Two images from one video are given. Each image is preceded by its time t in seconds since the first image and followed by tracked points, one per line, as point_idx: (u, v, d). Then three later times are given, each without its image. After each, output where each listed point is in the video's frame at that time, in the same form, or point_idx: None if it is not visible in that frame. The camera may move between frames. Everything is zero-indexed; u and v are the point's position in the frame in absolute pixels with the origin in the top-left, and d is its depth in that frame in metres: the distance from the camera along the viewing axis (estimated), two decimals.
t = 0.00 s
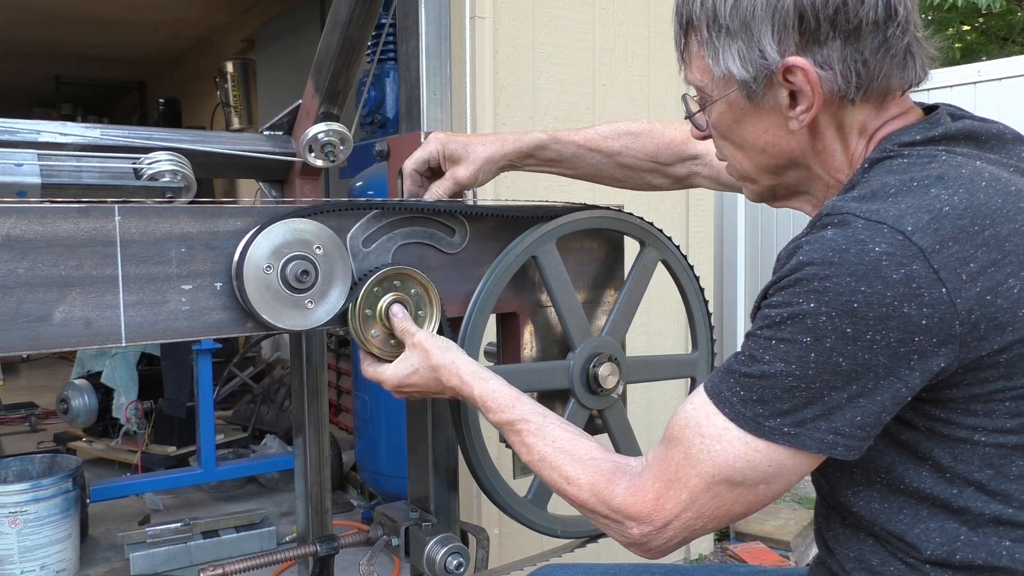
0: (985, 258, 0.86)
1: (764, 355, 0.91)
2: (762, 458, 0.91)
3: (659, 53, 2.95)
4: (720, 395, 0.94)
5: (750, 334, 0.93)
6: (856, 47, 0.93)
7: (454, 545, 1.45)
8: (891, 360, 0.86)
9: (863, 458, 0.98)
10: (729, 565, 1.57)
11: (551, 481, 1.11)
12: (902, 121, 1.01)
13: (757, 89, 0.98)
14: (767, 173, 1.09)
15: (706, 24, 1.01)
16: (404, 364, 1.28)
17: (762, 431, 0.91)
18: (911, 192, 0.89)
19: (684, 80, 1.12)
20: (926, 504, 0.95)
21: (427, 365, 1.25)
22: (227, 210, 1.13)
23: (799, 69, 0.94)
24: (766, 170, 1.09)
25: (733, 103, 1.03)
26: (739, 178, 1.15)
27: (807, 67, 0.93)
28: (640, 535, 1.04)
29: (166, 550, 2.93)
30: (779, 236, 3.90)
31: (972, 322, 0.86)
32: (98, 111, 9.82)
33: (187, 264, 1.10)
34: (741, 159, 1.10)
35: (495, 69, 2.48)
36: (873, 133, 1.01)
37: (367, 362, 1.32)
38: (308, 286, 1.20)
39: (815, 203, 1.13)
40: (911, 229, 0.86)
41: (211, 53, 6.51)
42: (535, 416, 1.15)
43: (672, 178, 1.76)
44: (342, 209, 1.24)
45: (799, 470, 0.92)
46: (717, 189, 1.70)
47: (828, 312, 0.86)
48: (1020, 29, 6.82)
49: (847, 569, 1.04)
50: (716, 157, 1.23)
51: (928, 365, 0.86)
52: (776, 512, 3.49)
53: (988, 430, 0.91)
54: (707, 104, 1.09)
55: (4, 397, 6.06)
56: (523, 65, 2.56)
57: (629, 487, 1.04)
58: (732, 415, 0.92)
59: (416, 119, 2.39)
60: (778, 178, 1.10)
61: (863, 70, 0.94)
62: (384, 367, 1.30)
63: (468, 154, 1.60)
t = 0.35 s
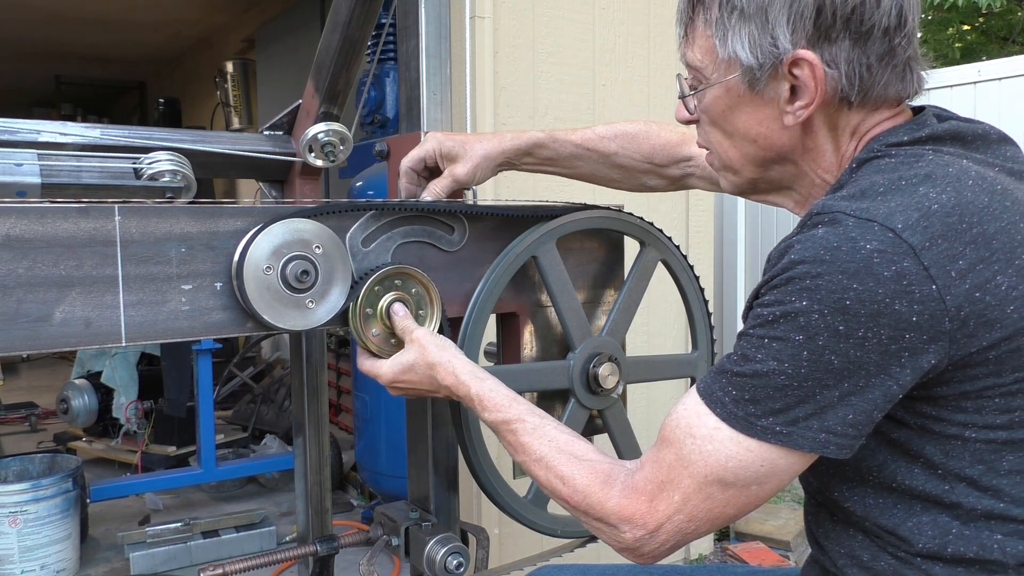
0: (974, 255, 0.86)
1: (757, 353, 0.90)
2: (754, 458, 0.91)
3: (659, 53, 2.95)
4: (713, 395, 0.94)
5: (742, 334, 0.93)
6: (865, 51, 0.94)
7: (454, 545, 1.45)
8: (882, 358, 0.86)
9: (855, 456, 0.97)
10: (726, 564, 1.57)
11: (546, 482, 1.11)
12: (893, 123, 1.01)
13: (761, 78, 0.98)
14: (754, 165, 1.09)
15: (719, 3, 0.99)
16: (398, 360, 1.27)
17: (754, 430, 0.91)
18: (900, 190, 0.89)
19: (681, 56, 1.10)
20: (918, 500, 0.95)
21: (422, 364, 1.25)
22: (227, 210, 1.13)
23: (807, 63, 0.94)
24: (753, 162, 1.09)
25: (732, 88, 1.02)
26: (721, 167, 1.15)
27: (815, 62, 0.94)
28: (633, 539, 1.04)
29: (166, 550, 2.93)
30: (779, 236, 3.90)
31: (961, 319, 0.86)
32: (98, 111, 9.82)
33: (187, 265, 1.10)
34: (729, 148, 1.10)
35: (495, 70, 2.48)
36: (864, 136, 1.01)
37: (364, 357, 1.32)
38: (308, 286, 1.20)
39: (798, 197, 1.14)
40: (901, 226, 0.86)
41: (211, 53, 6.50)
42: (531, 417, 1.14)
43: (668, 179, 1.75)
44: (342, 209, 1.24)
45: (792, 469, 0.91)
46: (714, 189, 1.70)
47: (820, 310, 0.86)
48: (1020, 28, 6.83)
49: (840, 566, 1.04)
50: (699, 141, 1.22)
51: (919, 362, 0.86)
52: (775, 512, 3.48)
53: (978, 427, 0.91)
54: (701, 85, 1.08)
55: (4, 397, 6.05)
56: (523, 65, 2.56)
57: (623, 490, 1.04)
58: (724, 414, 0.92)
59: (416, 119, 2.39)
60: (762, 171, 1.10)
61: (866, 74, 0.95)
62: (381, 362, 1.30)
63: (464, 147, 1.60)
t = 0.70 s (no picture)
0: (975, 255, 0.86)
1: (759, 352, 0.90)
2: (755, 459, 0.91)
3: (659, 53, 2.95)
4: (714, 396, 0.94)
5: (744, 333, 0.93)
6: (864, 50, 0.94)
7: (454, 545, 1.45)
8: (883, 357, 0.86)
9: (856, 457, 0.97)
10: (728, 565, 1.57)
11: (546, 481, 1.11)
12: (893, 122, 1.01)
13: (760, 77, 0.98)
14: (753, 164, 1.09)
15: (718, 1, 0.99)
16: (401, 355, 1.27)
17: (755, 430, 0.91)
18: (902, 189, 0.89)
19: (681, 54, 1.10)
20: (920, 501, 0.95)
21: (425, 360, 1.25)
22: (227, 210, 1.13)
23: (806, 61, 0.94)
24: (752, 162, 1.09)
25: (731, 87, 1.02)
26: (720, 166, 1.15)
27: (814, 61, 0.94)
28: (632, 541, 1.04)
29: (166, 550, 2.93)
30: (779, 236, 3.90)
31: (963, 318, 0.86)
32: (98, 111, 9.82)
33: (187, 264, 1.10)
34: (728, 147, 1.10)
35: (495, 70, 2.48)
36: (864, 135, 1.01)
37: (364, 355, 1.31)
38: (308, 286, 1.20)
39: (798, 196, 1.14)
40: (904, 224, 0.86)
41: (211, 53, 6.50)
42: (533, 416, 1.14)
43: (670, 183, 1.76)
44: (343, 210, 1.24)
45: (792, 470, 0.91)
46: (715, 191, 1.70)
47: (822, 308, 0.86)
48: (1020, 28, 6.83)
49: (842, 567, 1.04)
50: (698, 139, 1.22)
51: (921, 361, 0.86)
52: (776, 512, 3.48)
53: (980, 427, 0.91)
54: (701, 84, 1.08)
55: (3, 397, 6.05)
56: (523, 65, 2.56)
57: (624, 491, 1.04)
58: (725, 414, 0.92)
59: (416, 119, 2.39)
60: (761, 170, 1.10)
61: (866, 73, 0.95)
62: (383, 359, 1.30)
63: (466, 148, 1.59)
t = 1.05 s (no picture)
0: (967, 257, 0.87)
1: (750, 357, 0.90)
2: (747, 463, 0.91)
3: (659, 53, 2.95)
4: (706, 401, 0.94)
5: (736, 337, 0.93)
6: (844, 55, 0.93)
7: (454, 545, 1.45)
8: (876, 360, 0.86)
9: (852, 459, 0.97)
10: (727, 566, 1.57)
11: (540, 485, 1.11)
12: (881, 125, 1.00)
13: (741, 83, 0.98)
14: (741, 169, 1.09)
15: (701, 9, 1.00)
16: (402, 355, 1.27)
17: (746, 434, 0.90)
18: (893, 192, 0.89)
19: (670, 61, 1.11)
20: (915, 504, 0.95)
21: (424, 361, 1.25)
22: (228, 210, 1.13)
23: (784, 68, 0.94)
24: (741, 166, 1.09)
25: (715, 93, 1.03)
26: (711, 170, 1.15)
27: (792, 67, 0.93)
28: (625, 547, 1.04)
29: (166, 550, 2.93)
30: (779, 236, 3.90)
31: (955, 320, 0.86)
32: (98, 111, 9.82)
33: (187, 264, 1.10)
34: (716, 151, 1.11)
35: (495, 71, 2.48)
36: (852, 138, 1.00)
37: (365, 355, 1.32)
38: (308, 286, 1.20)
39: (790, 199, 1.13)
40: (895, 227, 0.86)
41: (211, 53, 6.50)
42: (529, 420, 1.14)
43: (671, 188, 1.76)
44: (344, 210, 1.24)
45: (786, 473, 0.91)
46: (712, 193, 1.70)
47: (814, 312, 0.86)
48: (1020, 28, 6.82)
49: (838, 569, 1.04)
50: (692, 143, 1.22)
51: (913, 364, 0.86)
52: (776, 513, 3.48)
53: (974, 429, 0.91)
54: (689, 90, 1.09)
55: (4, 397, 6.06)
56: (523, 65, 2.56)
57: (617, 497, 1.04)
58: (717, 419, 0.92)
59: (416, 119, 2.39)
60: (751, 175, 1.10)
61: (846, 78, 0.94)
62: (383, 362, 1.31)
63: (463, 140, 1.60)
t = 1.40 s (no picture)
0: (988, 255, 0.86)
1: (763, 348, 0.91)
2: (756, 455, 0.91)
3: (660, 52, 2.95)
4: (716, 391, 0.94)
5: (750, 328, 0.93)
6: (860, 50, 0.93)
7: (454, 545, 1.45)
8: (891, 356, 0.86)
9: (861, 458, 0.97)
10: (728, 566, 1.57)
11: (538, 478, 1.10)
12: (902, 121, 1.00)
13: (756, 79, 0.98)
14: (760, 164, 1.10)
15: (716, 5, 1.00)
16: (397, 360, 1.28)
17: (756, 426, 0.91)
18: (915, 187, 0.89)
19: (687, 57, 1.11)
20: (923, 504, 0.95)
21: (420, 367, 1.26)
22: (227, 211, 1.13)
23: (800, 63, 0.94)
24: (759, 161, 1.09)
25: (732, 88, 1.03)
26: (731, 165, 1.15)
27: (808, 63, 0.94)
28: (626, 535, 1.04)
29: (166, 550, 2.93)
30: (780, 236, 3.90)
31: (973, 318, 0.86)
32: (98, 111, 9.83)
33: (187, 265, 1.10)
34: (735, 146, 1.11)
35: (495, 71, 2.48)
36: (872, 133, 1.00)
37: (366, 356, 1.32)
38: (308, 286, 1.20)
39: (808, 195, 1.13)
40: (916, 222, 0.86)
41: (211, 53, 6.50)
42: (523, 415, 1.15)
43: (683, 189, 1.75)
44: (344, 210, 1.24)
45: (793, 469, 0.91)
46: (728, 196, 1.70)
47: (831, 304, 0.86)
48: (1020, 29, 6.82)
49: (843, 569, 1.04)
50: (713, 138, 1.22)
51: (928, 361, 0.86)
52: (777, 513, 3.48)
53: (988, 429, 0.91)
54: (706, 85, 1.09)
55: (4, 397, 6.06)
56: (523, 65, 2.56)
57: (618, 486, 1.04)
58: (727, 410, 0.92)
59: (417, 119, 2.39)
60: (769, 169, 1.10)
61: (864, 73, 0.94)
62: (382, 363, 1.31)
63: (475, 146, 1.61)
